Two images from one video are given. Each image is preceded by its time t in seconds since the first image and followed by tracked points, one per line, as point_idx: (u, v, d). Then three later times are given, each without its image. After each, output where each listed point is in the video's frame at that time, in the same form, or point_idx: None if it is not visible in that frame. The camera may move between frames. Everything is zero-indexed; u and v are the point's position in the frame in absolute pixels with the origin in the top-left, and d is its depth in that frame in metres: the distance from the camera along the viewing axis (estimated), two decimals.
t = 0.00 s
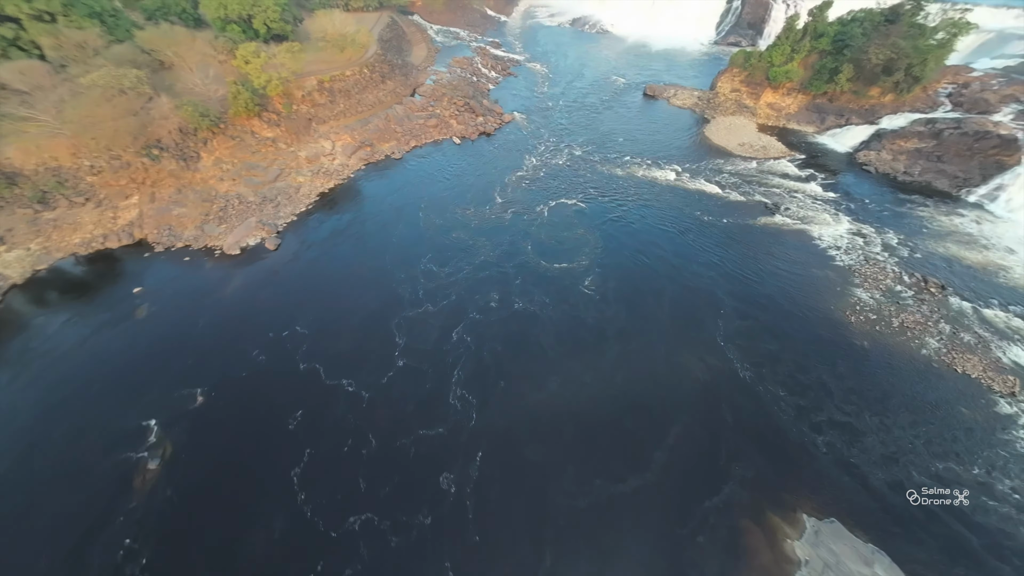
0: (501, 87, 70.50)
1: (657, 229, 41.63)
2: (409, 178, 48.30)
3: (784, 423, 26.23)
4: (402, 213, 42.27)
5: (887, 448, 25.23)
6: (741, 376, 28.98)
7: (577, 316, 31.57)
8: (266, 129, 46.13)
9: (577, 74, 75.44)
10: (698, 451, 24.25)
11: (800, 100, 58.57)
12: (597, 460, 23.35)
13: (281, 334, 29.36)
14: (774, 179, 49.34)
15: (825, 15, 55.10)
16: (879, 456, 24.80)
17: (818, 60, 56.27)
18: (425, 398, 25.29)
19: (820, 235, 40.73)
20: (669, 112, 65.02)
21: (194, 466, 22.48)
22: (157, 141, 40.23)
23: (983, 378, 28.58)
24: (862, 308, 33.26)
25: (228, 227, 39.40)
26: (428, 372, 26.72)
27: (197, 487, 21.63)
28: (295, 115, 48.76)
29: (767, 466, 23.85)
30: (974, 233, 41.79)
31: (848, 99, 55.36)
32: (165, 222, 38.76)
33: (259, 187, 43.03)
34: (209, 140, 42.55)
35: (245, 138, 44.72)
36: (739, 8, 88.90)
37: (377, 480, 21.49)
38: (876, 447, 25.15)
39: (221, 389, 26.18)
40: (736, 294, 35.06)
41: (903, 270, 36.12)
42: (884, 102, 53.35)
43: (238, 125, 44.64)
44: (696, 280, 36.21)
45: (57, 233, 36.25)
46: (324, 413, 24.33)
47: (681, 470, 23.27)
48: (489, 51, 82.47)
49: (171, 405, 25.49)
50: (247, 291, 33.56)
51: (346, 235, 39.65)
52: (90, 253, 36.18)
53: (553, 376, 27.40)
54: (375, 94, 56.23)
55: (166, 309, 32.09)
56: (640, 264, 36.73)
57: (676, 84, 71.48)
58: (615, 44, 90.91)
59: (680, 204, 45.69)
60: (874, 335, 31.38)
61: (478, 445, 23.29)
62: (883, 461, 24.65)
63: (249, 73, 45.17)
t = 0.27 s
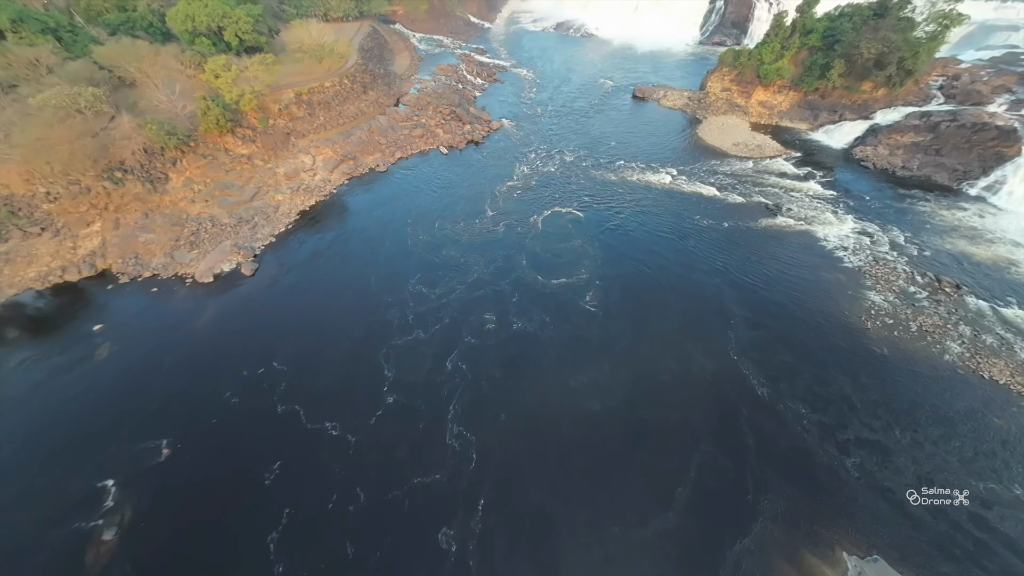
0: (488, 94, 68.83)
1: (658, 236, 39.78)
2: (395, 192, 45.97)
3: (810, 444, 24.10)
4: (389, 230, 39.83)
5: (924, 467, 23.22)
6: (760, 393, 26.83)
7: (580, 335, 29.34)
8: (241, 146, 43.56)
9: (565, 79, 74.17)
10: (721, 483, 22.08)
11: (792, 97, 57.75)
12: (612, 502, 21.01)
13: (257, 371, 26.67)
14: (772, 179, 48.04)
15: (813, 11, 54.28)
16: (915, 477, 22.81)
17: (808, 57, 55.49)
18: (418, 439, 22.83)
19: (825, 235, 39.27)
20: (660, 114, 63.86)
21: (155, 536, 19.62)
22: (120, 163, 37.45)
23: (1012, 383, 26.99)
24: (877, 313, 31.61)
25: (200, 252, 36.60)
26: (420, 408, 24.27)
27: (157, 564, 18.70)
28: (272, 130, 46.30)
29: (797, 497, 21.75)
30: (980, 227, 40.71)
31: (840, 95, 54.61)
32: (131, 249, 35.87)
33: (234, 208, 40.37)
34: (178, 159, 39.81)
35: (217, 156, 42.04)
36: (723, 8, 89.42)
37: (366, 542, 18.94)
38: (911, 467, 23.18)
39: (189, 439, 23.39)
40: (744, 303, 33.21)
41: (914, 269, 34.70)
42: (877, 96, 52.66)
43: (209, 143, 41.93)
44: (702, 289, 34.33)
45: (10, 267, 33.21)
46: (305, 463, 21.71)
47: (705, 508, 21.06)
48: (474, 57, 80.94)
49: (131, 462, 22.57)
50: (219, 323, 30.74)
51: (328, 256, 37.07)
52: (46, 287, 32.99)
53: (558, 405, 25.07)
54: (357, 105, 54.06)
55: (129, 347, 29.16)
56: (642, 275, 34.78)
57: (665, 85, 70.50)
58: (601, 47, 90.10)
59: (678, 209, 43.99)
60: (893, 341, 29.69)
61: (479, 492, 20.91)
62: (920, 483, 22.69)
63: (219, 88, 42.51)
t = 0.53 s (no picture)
0: (479, 102, 67.15)
1: (662, 247, 37.73)
2: (384, 207, 43.71)
3: (845, 477, 21.83)
4: (378, 249, 37.49)
5: (972, 500, 21.00)
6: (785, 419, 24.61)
7: (586, 359, 27.02)
8: (219, 164, 41.22)
9: (557, 85, 72.78)
10: (751, 529, 19.75)
11: (789, 97, 56.54)
12: (631, 557, 18.63)
13: (230, 415, 24.09)
14: (775, 182, 46.37)
15: (807, 11, 53.33)
16: (964, 512, 20.58)
17: (804, 56, 54.31)
18: (411, 490, 20.40)
19: (837, 240, 37.45)
20: (656, 118, 62.37)
21: None
22: (86, 186, 34.95)
23: None
24: (900, 323, 29.60)
25: (174, 279, 33.98)
26: (413, 453, 21.84)
27: None
28: (253, 145, 44.03)
29: (836, 542, 19.48)
30: (996, 226, 39.03)
31: (839, 94, 53.40)
32: (98, 279, 33.23)
33: (212, 229, 37.86)
34: (150, 180, 37.33)
35: (194, 175, 39.60)
36: (712, 10, 89.00)
37: None
38: (959, 501, 20.94)
39: (150, 499, 20.70)
40: (758, 317, 31.07)
41: (934, 275, 32.87)
42: (877, 94, 51.52)
43: (184, 161, 39.52)
44: (713, 302, 32.21)
45: None
46: (283, 526, 19.17)
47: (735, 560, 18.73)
48: (463, 65, 79.43)
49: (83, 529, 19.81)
50: (191, 358, 28.14)
51: (312, 279, 34.65)
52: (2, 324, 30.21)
53: (565, 443, 22.67)
54: (343, 117, 52.03)
55: (92, 390, 26.49)
56: (648, 290, 32.64)
57: (659, 89, 69.23)
58: (592, 52, 89.11)
59: (681, 216, 42.06)
60: (921, 354, 27.63)
61: (480, 553, 18.56)
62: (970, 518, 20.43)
63: (194, 103, 40.23)
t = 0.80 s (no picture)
0: (471, 112, 65.49)
1: (668, 260, 35.64)
2: (373, 224, 41.43)
3: (890, 522, 19.50)
4: (366, 270, 35.12)
5: None
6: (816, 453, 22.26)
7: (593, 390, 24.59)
8: (196, 184, 38.85)
9: (550, 92, 71.44)
10: None
11: (788, 100, 55.28)
12: None
13: (196, 469, 21.40)
14: (781, 188, 44.61)
15: (804, 12, 52.17)
16: None
17: (802, 58, 53.13)
18: (402, 558, 17.88)
19: (851, 249, 35.53)
20: (652, 123, 60.83)
21: None
22: (47, 212, 32.37)
23: None
24: (930, 339, 27.49)
25: (143, 310, 31.28)
26: (404, 511, 19.33)
27: None
28: (232, 163, 41.78)
29: None
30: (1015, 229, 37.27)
31: (839, 95, 52.12)
32: (59, 312, 30.49)
33: (186, 254, 35.31)
34: (120, 203, 34.84)
35: (167, 197, 37.15)
36: (703, 15, 88.55)
37: None
38: (1019, 548, 18.62)
39: None
40: (776, 335, 28.80)
41: (958, 284, 30.93)
42: (878, 95, 50.27)
43: (157, 182, 37.09)
44: (726, 320, 29.95)
45: None
46: None
47: None
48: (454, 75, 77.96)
49: None
50: (155, 400, 25.37)
51: (293, 305, 32.10)
52: None
53: (575, 491, 20.20)
54: (329, 131, 49.98)
55: (43, 441, 23.64)
56: (657, 308, 30.34)
57: (654, 94, 67.99)
58: (584, 59, 88.13)
59: (686, 225, 40.00)
60: (956, 374, 25.48)
61: None
62: None
63: (169, 122, 38.11)
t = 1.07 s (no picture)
0: (464, 122, 63.74)
1: (675, 276, 33.45)
2: (361, 243, 39.03)
3: None
4: (353, 295, 32.62)
5: None
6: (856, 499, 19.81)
7: (603, 430, 22.10)
8: (170, 205, 36.43)
9: (544, 101, 70.03)
10: None
11: (788, 104, 53.97)
12: None
13: (152, 538, 18.86)
14: (787, 196, 42.79)
15: (802, 15, 50.96)
16: None
17: (803, 62, 51.85)
18: None
19: (869, 260, 33.52)
20: (650, 131, 59.26)
21: None
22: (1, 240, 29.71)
23: None
24: (966, 360, 25.29)
25: (106, 344, 28.51)
26: None
27: None
28: (211, 181, 39.44)
29: None
30: None
31: (842, 99, 50.83)
32: (11, 350, 27.69)
33: (157, 281, 32.71)
34: (85, 228, 32.34)
35: (138, 219, 34.64)
36: (695, 22, 87.99)
37: None
38: None
39: None
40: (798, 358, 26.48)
41: (988, 298, 28.95)
42: (882, 98, 48.96)
43: (127, 204, 34.62)
44: (742, 343, 27.65)
45: None
46: None
47: None
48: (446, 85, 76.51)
49: None
50: (111, 452, 22.66)
51: (272, 336, 29.56)
52: None
53: (587, 555, 17.66)
54: (315, 145, 47.86)
55: None
56: (667, 331, 27.99)
57: (650, 101, 66.67)
58: (578, 67, 87.10)
59: (692, 237, 37.88)
60: (1000, 400, 23.24)
61: None
62: None
63: (138, 139, 35.37)
